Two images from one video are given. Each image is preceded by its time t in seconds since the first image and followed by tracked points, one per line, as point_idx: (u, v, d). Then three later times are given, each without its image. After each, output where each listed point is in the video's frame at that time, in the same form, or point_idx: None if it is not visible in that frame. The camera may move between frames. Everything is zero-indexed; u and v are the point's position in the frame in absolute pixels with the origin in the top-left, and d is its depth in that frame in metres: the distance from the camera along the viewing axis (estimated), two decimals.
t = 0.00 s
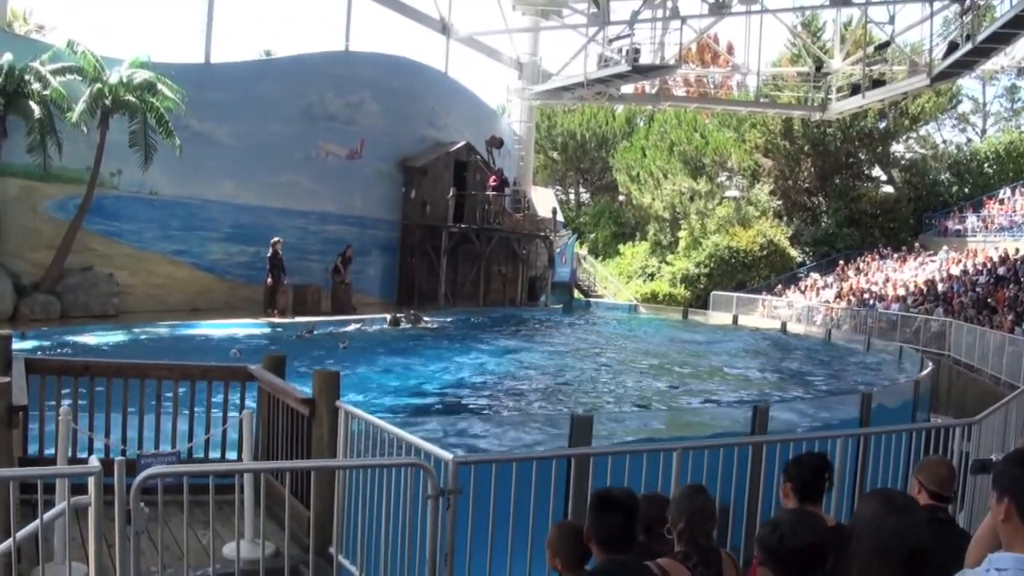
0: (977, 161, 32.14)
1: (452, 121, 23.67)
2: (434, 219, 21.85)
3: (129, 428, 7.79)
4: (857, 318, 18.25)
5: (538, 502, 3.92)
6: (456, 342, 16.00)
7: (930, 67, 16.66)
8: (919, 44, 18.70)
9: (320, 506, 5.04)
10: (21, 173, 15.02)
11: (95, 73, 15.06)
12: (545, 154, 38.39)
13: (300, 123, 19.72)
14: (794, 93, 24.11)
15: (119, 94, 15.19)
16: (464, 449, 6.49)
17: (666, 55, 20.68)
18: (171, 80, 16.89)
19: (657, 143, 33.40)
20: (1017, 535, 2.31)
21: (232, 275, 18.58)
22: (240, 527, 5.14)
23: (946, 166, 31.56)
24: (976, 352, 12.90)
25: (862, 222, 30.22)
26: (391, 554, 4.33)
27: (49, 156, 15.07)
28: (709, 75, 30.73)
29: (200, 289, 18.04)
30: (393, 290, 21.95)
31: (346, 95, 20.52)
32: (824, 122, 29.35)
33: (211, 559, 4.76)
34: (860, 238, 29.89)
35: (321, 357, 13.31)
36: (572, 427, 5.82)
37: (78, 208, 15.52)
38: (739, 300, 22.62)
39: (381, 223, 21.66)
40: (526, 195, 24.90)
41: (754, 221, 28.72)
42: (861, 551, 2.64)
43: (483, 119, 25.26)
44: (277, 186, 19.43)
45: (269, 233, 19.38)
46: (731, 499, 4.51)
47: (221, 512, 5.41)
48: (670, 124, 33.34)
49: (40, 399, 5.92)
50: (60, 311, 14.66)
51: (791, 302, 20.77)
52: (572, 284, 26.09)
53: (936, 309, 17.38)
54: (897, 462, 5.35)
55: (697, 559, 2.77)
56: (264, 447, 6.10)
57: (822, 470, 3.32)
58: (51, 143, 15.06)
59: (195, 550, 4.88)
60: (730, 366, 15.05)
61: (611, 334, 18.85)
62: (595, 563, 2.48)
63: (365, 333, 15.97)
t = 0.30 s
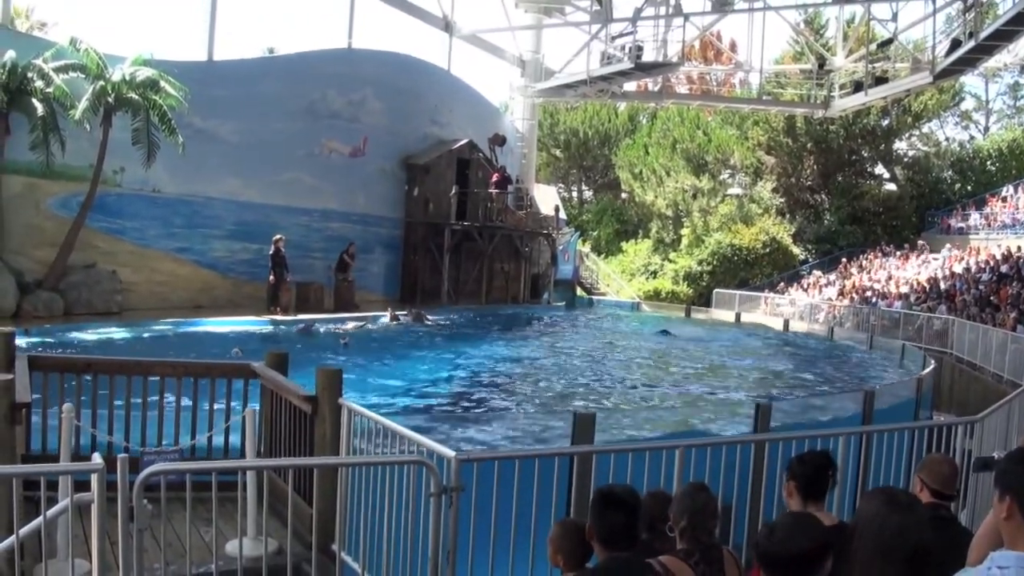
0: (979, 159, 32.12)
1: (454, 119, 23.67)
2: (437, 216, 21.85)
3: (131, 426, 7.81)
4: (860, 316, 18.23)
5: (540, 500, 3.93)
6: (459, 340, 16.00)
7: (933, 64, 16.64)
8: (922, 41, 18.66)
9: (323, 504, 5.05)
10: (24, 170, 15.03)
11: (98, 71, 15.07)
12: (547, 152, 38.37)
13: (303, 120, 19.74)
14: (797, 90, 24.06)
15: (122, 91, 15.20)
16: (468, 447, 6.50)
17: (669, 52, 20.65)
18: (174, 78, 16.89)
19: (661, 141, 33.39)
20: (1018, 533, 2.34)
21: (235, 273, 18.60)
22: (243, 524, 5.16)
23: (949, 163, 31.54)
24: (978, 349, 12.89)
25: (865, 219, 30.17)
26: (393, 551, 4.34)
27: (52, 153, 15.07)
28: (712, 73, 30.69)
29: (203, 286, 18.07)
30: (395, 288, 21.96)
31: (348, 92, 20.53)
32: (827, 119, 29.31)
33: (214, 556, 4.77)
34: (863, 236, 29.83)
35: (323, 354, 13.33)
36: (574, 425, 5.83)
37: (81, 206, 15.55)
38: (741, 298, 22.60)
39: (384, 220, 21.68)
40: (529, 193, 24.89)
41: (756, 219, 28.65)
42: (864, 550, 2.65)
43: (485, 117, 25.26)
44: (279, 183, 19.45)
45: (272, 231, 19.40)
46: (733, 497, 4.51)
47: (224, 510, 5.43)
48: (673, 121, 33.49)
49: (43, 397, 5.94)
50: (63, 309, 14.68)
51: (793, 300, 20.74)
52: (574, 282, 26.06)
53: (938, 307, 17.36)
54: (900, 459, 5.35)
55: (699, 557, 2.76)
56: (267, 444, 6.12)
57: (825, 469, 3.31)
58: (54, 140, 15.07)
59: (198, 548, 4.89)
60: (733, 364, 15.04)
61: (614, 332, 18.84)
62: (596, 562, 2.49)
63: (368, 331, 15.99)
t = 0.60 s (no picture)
0: (982, 157, 32.08)
1: (456, 117, 23.66)
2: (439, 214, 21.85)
3: (134, 424, 7.81)
4: (863, 314, 18.20)
5: (542, 498, 3.92)
6: (462, 338, 16.00)
7: (936, 62, 16.60)
8: (925, 39, 18.59)
9: (324, 501, 5.05)
10: (26, 168, 15.01)
11: (100, 69, 15.06)
12: (550, 149, 38.33)
13: (305, 118, 19.74)
14: (800, 88, 23.99)
15: (125, 89, 15.21)
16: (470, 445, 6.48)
17: (672, 50, 20.61)
18: (176, 75, 16.88)
19: (663, 139, 33.35)
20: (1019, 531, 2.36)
21: (237, 270, 18.61)
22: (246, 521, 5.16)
23: (952, 161, 31.51)
24: (981, 348, 12.88)
25: (868, 218, 30.10)
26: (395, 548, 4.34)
27: (55, 151, 15.06)
28: (714, 71, 30.62)
29: (206, 284, 18.09)
30: (398, 286, 21.97)
31: (351, 90, 20.54)
32: (830, 117, 29.24)
33: (216, 554, 4.77)
34: (866, 234, 29.77)
35: (326, 352, 13.33)
36: (576, 422, 5.83)
37: (84, 204, 15.58)
38: (744, 296, 22.57)
39: (386, 218, 21.69)
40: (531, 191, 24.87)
41: (759, 217, 28.60)
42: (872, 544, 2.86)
43: (487, 114, 25.25)
44: (282, 181, 19.45)
45: (274, 228, 19.41)
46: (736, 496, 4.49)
47: (227, 507, 5.43)
48: (676, 119, 33.45)
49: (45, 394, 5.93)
50: (66, 306, 14.69)
51: (796, 298, 20.69)
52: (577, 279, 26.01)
53: (941, 305, 17.33)
54: (902, 457, 5.33)
55: (700, 554, 2.70)
56: (269, 442, 6.11)
57: (827, 466, 3.30)
58: (57, 138, 15.07)
59: (200, 545, 4.89)
60: (736, 362, 15.03)
61: (616, 330, 18.83)
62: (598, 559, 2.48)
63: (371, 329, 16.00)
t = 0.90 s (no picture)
0: (983, 157, 32.09)
1: (458, 116, 23.67)
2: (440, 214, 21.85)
3: (136, 424, 7.82)
4: (864, 314, 18.21)
5: (543, 497, 3.93)
6: (464, 337, 15.99)
7: (937, 62, 16.60)
8: (927, 39, 18.57)
9: (326, 501, 5.06)
10: (28, 167, 15.02)
11: (102, 68, 15.08)
12: (552, 149, 38.33)
13: (307, 118, 19.75)
14: (801, 88, 23.95)
15: (126, 88, 15.23)
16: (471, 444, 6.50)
17: (673, 51, 20.61)
18: (178, 75, 16.87)
19: (665, 138, 33.33)
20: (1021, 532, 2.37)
21: (239, 270, 18.62)
22: (247, 521, 5.17)
23: (953, 161, 31.52)
24: (982, 348, 12.88)
25: (869, 218, 30.08)
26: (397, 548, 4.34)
27: (56, 151, 15.08)
28: (716, 71, 30.61)
29: (207, 284, 18.11)
30: (399, 285, 21.98)
31: (352, 89, 20.55)
32: (831, 117, 29.23)
33: (217, 553, 4.77)
34: (868, 234, 29.73)
35: (327, 351, 13.34)
36: (577, 423, 5.85)
37: (85, 203, 15.60)
38: (745, 296, 22.57)
39: (388, 218, 21.70)
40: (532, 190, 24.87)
41: (760, 217, 28.58)
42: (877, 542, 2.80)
43: (489, 114, 25.27)
44: (284, 181, 19.47)
45: (276, 228, 19.42)
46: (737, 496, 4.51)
47: (228, 507, 5.43)
48: (677, 120, 33.45)
49: (47, 393, 5.94)
50: (67, 306, 14.70)
51: (798, 299, 20.67)
52: (578, 279, 25.99)
53: (942, 305, 17.34)
54: (903, 458, 5.34)
55: (701, 555, 2.68)
56: (270, 442, 6.11)
57: (830, 466, 3.30)
58: (59, 138, 15.08)
59: (201, 544, 4.89)
60: (737, 362, 15.03)
61: (617, 330, 18.83)
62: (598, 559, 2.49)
63: (373, 328, 16.01)
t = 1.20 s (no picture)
0: (984, 159, 32.09)
1: (459, 116, 23.66)
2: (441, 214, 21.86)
3: (136, 424, 7.82)
4: (864, 315, 18.20)
5: (544, 498, 3.93)
6: (464, 338, 15.98)
7: (939, 64, 16.60)
8: (929, 41, 18.57)
9: (326, 501, 5.06)
10: (29, 166, 15.02)
11: (103, 67, 15.08)
12: (553, 149, 38.31)
13: (308, 118, 19.75)
14: (803, 89, 23.92)
15: (127, 87, 15.23)
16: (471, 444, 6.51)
17: (674, 51, 20.62)
18: (179, 74, 16.87)
19: (666, 139, 33.33)
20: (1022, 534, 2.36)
21: (239, 269, 18.62)
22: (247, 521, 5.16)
23: (954, 163, 31.54)
24: (982, 350, 12.88)
25: (870, 219, 30.06)
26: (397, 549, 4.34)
27: (57, 150, 15.07)
28: (718, 72, 30.63)
29: (208, 283, 18.10)
30: (400, 285, 21.98)
31: (353, 89, 20.54)
32: (833, 118, 29.24)
33: (217, 553, 4.77)
34: (869, 235, 29.70)
35: (327, 351, 13.33)
36: (578, 424, 5.85)
37: (86, 202, 15.59)
38: (745, 297, 22.57)
39: (389, 218, 21.70)
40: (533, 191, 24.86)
41: (761, 218, 28.56)
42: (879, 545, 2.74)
43: (490, 114, 25.27)
44: (285, 180, 19.47)
45: (277, 227, 19.42)
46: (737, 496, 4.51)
47: (228, 506, 5.43)
48: (679, 120, 33.47)
49: (47, 392, 5.92)
50: (68, 305, 14.70)
51: (798, 300, 20.66)
52: (579, 280, 25.99)
53: (943, 307, 17.34)
54: (904, 460, 5.33)
55: (702, 556, 2.67)
56: (271, 442, 6.11)
57: (830, 468, 3.29)
58: (60, 137, 15.08)
59: (202, 544, 4.89)
60: (737, 363, 15.02)
61: (617, 330, 18.82)
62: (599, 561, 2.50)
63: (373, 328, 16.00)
